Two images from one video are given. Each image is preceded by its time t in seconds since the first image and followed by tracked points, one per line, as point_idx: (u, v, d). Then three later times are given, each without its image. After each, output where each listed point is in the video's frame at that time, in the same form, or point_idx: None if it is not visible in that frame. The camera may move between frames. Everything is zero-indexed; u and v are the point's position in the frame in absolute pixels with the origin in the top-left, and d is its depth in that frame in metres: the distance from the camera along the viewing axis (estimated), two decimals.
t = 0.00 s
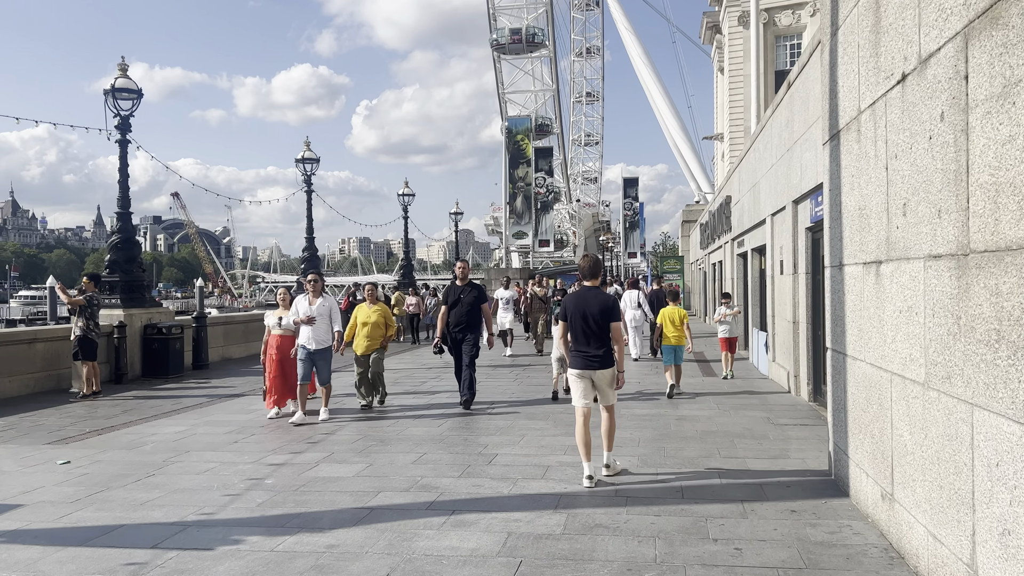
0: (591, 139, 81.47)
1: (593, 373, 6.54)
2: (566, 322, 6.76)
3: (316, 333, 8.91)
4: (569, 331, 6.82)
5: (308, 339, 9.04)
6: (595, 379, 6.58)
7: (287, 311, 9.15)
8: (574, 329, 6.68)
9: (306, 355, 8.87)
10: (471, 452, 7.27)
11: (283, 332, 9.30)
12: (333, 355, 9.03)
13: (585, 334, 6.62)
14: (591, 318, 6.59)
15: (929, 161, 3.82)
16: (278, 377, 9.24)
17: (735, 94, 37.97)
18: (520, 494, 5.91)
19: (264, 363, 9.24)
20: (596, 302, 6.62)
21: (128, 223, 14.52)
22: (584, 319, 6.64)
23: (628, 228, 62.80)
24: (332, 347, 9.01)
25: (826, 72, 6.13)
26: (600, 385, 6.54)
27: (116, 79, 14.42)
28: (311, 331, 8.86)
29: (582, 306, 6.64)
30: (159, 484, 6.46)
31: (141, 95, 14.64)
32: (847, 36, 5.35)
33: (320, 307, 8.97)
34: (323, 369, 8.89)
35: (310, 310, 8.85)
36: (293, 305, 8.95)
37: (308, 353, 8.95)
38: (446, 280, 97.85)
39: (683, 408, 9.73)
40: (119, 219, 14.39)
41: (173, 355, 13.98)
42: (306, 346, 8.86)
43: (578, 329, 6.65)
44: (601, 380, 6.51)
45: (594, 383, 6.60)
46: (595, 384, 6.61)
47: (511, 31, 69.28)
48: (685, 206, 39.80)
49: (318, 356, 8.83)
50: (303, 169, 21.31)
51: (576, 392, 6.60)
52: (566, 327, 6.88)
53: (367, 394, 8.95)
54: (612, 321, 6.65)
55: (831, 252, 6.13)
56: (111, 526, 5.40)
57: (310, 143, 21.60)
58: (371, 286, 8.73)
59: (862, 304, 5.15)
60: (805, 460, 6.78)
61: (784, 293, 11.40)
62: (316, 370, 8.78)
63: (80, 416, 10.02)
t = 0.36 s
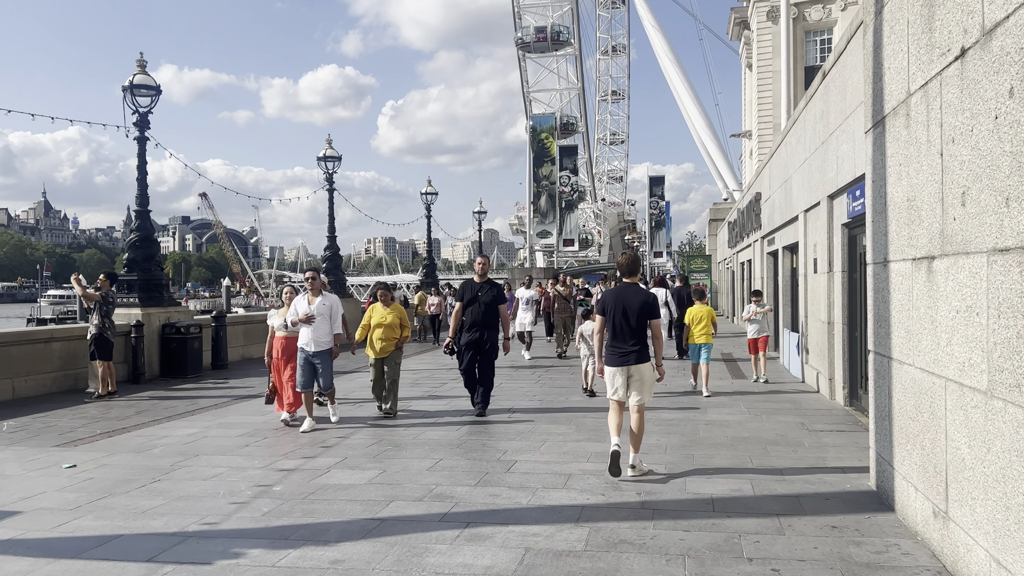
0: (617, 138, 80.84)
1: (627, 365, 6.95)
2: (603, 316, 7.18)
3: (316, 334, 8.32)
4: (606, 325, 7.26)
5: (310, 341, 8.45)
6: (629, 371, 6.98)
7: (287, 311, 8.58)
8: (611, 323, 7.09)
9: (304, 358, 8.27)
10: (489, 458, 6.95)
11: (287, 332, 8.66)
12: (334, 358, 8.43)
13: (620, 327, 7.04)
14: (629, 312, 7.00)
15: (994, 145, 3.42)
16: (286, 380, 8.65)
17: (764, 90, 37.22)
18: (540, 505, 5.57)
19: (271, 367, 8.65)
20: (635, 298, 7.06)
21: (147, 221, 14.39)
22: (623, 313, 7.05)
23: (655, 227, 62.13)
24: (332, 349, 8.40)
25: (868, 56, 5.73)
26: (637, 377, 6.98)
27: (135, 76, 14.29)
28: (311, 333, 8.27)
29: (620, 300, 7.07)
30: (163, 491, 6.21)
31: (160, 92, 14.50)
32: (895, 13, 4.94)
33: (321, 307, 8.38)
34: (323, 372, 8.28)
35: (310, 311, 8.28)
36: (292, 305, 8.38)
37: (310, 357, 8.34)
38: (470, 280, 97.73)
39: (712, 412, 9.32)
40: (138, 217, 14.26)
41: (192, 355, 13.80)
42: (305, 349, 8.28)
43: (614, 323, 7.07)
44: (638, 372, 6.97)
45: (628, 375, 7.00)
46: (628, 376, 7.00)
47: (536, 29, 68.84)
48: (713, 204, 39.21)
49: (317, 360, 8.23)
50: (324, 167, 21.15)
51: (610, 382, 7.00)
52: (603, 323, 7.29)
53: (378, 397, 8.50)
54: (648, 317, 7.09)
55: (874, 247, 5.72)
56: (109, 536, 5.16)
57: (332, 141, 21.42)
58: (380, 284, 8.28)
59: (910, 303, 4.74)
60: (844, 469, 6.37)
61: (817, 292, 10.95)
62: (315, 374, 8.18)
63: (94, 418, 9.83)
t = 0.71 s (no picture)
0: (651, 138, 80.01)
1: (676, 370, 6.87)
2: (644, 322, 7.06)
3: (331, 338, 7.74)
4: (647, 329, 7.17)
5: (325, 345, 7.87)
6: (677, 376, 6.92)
7: (303, 311, 8.00)
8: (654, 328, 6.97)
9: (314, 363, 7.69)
10: (519, 469, 6.54)
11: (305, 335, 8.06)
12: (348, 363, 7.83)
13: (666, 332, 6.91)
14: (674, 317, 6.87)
15: None
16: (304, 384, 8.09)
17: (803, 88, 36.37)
18: (573, 521, 5.17)
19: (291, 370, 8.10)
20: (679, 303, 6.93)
21: (176, 219, 14.24)
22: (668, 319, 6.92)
23: (690, 228, 61.30)
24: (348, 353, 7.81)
25: (932, 37, 5.27)
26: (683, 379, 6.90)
27: (164, 73, 14.17)
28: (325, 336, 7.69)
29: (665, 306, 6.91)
30: (176, 499, 5.90)
31: (189, 89, 14.37)
32: None
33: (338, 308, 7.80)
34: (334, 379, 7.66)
35: (326, 312, 7.70)
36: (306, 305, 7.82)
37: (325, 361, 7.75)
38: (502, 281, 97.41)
39: (756, 421, 8.82)
40: (167, 215, 14.12)
41: (219, 355, 13.61)
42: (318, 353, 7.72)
43: (658, 328, 6.97)
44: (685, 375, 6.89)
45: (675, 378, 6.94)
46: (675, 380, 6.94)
47: (570, 29, 68.33)
48: (750, 204, 38.41)
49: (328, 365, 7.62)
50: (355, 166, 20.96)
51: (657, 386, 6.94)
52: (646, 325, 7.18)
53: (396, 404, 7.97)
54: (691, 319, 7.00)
55: (938, 245, 5.24)
56: (114, 548, 4.85)
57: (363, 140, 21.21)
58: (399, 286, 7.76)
59: (986, 307, 4.27)
60: (903, 486, 5.87)
61: (866, 293, 10.41)
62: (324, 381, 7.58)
63: (116, 419, 9.61)
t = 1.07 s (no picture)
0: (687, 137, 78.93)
1: (708, 369, 6.77)
2: (679, 321, 7.04)
3: (338, 339, 7.30)
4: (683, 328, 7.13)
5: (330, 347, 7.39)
6: (711, 376, 6.80)
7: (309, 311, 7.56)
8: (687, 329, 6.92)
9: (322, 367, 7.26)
10: (539, 480, 6.18)
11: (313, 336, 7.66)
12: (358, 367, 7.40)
13: (698, 331, 6.83)
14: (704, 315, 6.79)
15: None
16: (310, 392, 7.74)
17: (845, 85, 35.40)
18: (594, 540, 4.79)
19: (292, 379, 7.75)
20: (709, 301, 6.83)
21: (202, 214, 14.11)
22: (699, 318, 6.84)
23: (726, 228, 60.29)
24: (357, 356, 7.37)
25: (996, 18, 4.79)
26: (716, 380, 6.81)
27: (191, 67, 14.05)
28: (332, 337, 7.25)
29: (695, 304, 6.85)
30: (179, 505, 5.64)
31: (216, 83, 14.23)
32: None
33: (347, 308, 7.35)
34: (345, 387, 7.24)
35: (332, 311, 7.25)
36: (313, 303, 7.37)
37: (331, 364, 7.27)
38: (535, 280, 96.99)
39: (795, 432, 8.33)
40: (192, 210, 13.99)
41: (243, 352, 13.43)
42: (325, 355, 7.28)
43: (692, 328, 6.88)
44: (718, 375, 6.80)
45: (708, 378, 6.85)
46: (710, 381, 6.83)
47: (606, 26, 67.60)
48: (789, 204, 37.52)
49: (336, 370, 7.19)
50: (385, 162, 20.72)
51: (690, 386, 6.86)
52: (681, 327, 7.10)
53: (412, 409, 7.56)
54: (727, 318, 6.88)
55: (1001, 246, 4.77)
56: (106, 558, 4.58)
57: (393, 136, 20.97)
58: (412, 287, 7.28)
59: None
60: (956, 508, 5.40)
61: (912, 297, 9.86)
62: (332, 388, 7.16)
63: (133, 417, 9.43)
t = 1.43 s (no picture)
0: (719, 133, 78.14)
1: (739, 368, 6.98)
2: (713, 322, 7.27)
3: (329, 340, 6.69)
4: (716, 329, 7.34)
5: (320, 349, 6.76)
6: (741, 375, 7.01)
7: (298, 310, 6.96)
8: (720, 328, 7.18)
9: (314, 372, 6.68)
10: (550, 491, 5.84)
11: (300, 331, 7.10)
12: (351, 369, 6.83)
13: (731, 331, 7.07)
14: (737, 315, 7.02)
15: None
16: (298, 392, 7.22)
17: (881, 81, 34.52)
18: (602, 561, 4.44)
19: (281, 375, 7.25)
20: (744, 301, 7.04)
21: (219, 205, 13.94)
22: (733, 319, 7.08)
23: (756, 226, 59.43)
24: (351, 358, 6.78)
25: None
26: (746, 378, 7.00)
27: (210, 57, 13.88)
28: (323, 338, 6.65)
29: (729, 305, 7.07)
30: (169, 510, 5.38)
31: (235, 73, 14.05)
32: None
33: (337, 306, 6.75)
34: (340, 393, 6.73)
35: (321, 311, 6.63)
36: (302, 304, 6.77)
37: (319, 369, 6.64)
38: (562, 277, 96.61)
39: (825, 442, 7.90)
40: (210, 201, 13.84)
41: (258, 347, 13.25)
42: (315, 358, 6.68)
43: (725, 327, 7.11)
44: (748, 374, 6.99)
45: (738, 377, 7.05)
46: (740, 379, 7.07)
47: (636, 20, 66.86)
48: (821, 202, 36.72)
49: (330, 374, 6.63)
50: (408, 156, 20.50)
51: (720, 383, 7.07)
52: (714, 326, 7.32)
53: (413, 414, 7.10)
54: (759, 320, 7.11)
55: None
56: (84, 568, 4.33)
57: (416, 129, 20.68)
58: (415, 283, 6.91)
59: None
60: (1001, 533, 4.97)
61: (951, 299, 9.36)
62: (327, 395, 6.62)
63: (141, 412, 9.24)
